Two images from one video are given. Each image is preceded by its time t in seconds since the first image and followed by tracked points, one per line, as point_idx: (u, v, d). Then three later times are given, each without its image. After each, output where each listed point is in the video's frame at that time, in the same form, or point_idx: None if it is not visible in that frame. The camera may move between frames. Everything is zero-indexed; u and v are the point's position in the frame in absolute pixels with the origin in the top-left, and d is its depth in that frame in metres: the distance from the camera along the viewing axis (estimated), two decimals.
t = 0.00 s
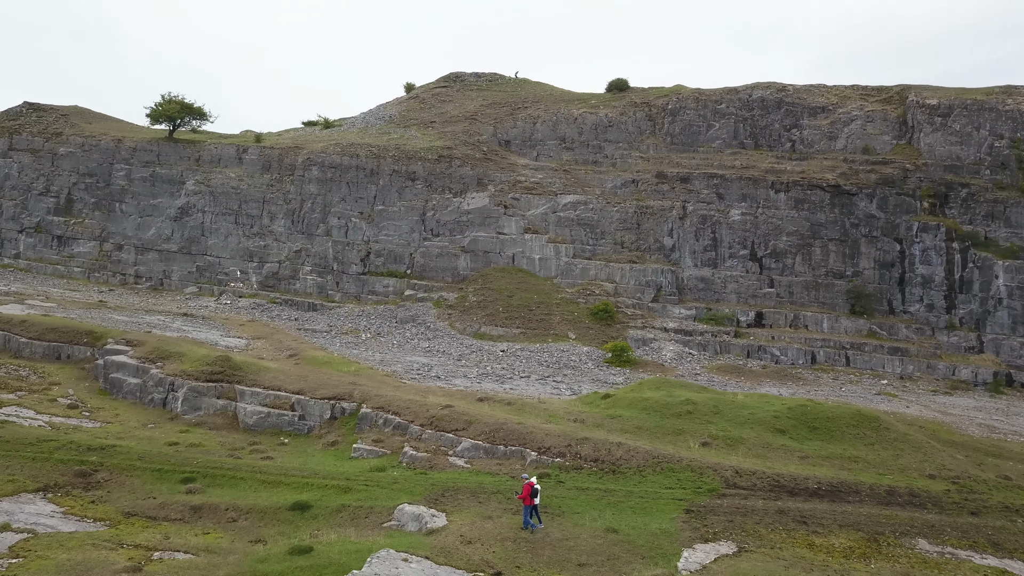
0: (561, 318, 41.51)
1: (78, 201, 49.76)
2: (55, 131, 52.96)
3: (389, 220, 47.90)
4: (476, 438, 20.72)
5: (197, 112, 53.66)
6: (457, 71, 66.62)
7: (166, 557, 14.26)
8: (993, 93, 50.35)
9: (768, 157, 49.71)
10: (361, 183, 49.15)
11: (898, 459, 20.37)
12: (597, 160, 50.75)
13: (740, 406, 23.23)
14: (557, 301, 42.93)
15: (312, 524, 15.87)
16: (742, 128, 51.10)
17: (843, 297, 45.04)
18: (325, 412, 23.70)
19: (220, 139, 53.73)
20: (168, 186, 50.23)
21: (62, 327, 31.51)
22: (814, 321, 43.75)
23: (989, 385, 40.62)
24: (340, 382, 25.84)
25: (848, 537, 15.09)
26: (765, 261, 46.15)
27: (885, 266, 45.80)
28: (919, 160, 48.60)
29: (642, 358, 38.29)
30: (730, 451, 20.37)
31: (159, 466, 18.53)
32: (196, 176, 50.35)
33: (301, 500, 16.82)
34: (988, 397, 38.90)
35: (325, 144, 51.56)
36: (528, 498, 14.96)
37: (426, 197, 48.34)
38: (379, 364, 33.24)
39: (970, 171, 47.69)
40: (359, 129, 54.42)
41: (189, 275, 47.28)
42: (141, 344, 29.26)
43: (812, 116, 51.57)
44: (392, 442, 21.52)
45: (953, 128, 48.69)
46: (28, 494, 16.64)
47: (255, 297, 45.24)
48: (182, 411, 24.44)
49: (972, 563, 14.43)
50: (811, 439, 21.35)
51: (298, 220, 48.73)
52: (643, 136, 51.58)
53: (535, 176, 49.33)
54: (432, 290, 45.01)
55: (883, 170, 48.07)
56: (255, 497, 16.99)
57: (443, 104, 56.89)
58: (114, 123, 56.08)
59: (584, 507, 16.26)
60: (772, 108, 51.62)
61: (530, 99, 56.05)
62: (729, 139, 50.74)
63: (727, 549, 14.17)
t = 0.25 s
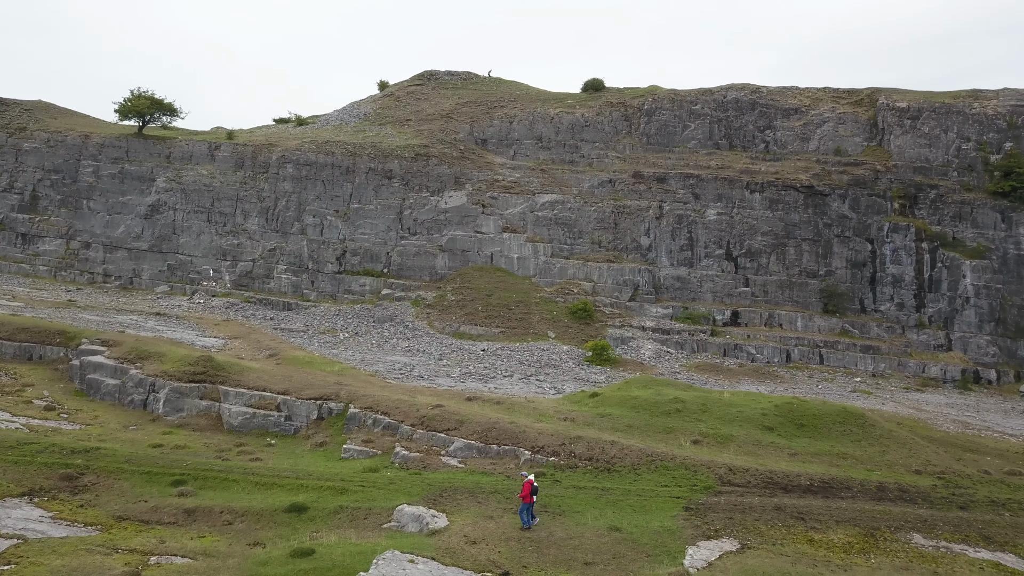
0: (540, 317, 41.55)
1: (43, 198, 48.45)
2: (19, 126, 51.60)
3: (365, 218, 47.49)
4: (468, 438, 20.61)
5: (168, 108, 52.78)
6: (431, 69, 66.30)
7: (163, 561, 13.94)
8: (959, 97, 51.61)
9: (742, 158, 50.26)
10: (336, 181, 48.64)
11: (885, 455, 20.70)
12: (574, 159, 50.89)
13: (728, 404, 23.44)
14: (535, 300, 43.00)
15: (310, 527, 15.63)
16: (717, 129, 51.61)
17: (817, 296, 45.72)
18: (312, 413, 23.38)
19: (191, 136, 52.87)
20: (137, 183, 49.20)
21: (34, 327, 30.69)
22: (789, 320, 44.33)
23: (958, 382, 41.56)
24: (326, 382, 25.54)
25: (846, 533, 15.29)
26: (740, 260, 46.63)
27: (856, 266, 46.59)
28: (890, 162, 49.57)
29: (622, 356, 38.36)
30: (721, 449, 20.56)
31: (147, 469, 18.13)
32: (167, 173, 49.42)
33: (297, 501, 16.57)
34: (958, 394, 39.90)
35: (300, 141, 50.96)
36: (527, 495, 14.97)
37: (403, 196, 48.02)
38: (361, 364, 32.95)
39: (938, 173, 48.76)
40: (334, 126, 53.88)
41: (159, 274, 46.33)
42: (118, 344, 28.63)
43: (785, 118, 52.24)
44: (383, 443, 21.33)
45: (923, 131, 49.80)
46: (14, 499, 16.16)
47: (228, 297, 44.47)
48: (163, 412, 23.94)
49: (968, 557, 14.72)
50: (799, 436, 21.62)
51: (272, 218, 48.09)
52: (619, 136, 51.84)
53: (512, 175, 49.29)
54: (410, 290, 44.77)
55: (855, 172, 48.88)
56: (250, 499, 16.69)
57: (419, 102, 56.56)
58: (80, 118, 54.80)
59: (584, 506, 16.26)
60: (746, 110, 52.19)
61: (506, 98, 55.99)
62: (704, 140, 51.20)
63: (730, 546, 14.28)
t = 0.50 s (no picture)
0: (519, 316, 41.67)
1: (6, 194, 46.99)
2: None
3: (340, 216, 47.04)
4: (460, 437, 20.55)
5: (136, 102, 51.70)
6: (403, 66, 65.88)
7: (162, 565, 13.70)
8: (926, 100, 52.82)
9: (716, 158, 50.81)
10: (311, 179, 48.11)
11: (870, 451, 21.11)
12: (550, 159, 51.00)
13: (714, 401, 23.71)
14: (514, 299, 43.10)
15: (309, 528, 15.47)
16: (691, 129, 52.10)
17: (789, 294, 46.44)
18: (298, 412, 23.11)
19: (160, 132, 51.85)
20: (105, 179, 47.87)
21: (4, 327, 29.86)
22: (762, 318, 44.95)
23: (926, 379, 42.67)
24: (311, 381, 25.28)
25: (842, 528, 15.57)
26: (715, 259, 47.13)
27: (827, 265, 47.40)
28: (859, 163, 50.51)
29: (601, 355, 38.51)
30: (711, 446, 20.80)
31: (137, 471, 17.80)
32: (136, 169, 48.21)
33: (294, 503, 16.39)
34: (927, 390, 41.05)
35: (273, 138, 50.33)
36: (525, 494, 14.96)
37: (379, 194, 47.68)
38: (341, 364, 32.68)
39: (906, 174, 49.83)
40: (307, 123, 53.28)
41: (129, 273, 45.26)
42: (94, 344, 28.00)
43: (757, 118, 52.90)
44: (373, 443, 21.18)
45: (891, 133, 50.86)
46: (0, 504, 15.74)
47: (200, 295, 43.63)
48: (145, 413, 23.49)
49: (960, 549, 15.08)
50: (785, 433, 21.96)
51: (245, 216, 47.37)
52: (594, 136, 52.08)
53: (488, 174, 49.23)
54: (387, 288, 44.53)
55: (826, 172, 49.72)
56: (245, 501, 16.47)
57: (393, 99, 56.18)
58: (44, 112, 53.38)
59: (583, 504, 16.33)
60: (719, 110, 52.76)
61: (481, 96, 55.88)
62: (678, 140, 51.67)
63: (732, 542, 14.46)
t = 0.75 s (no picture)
0: (496, 315, 41.77)
1: None
2: None
3: (314, 214, 46.52)
4: (452, 436, 20.53)
5: (102, 97, 50.51)
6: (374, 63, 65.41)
7: (162, 569, 13.48)
8: (891, 104, 54.03)
9: (689, 159, 51.35)
10: (283, 176, 47.50)
11: (853, 446, 21.55)
12: (524, 158, 51.09)
13: (699, 399, 23.98)
14: (490, 298, 43.24)
15: (307, 529, 15.33)
16: (664, 130, 52.56)
17: (760, 294, 47.17)
18: (284, 413, 22.86)
19: (127, 127, 50.72)
20: (71, 176, 46.25)
21: None
22: (735, 317, 45.56)
23: (893, 376, 43.65)
24: (295, 381, 25.01)
25: (836, 522, 15.88)
26: (688, 259, 47.62)
27: (798, 265, 48.20)
28: (828, 165, 51.45)
29: (579, 353, 38.76)
30: (699, 444, 21.05)
31: (125, 474, 17.46)
32: (103, 165, 46.81)
33: (291, 504, 16.22)
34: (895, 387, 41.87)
35: (245, 135, 49.61)
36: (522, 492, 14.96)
37: (353, 192, 47.29)
38: (321, 364, 32.39)
39: (873, 176, 50.91)
40: (279, 120, 52.62)
41: (95, 271, 44.04)
42: (68, 344, 27.32)
43: (729, 120, 53.55)
44: (362, 443, 21.05)
45: (859, 136, 51.87)
46: None
47: (170, 294, 42.67)
48: (126, 414, 23.02)
49: (949, 542, 15.47)
50: (770, 430, 22.32)
51: (216, 214, 46.54)
52: (568, 136, 52.29)
53: (463, 173, 49.15)
54: (362, 288, 44.23)
55: (796, 174, 50.56)
56: (240, 503, 16.26)
57: (365, 97, 55.73)
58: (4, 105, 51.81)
59: (581, 502, 16.43)
60: (692, 111, 53.30)
61: (454, 95, 55.73)
62: (651, 140, 52.12)
63: (732, 538, 14.67)
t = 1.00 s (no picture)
0: (476, 314, 41.87)
1: None
2: None
3: (290, 212, 45.99)
4: (446, 435, 20.49)
5: (71, 92, 49.42)
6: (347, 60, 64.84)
7: (166, 572, 13.27)
8: (861, 107, 55.09)
9: (665, 159, 51.80)
10: (259, 174, 46.91)
11: (840, 443, 21.96)
12: (502, 157, 51.11)
13: (688, 396, 24.23)
14: (470, 297, 43.27)
15: (310, 530, 15.21)
16: (640, 130, 52.92)
17: (735, 293, 47.78)
18: (273, 413, 22.62)
19: (96, 123, 49.64)
20: (38, 172, 45.18)
21: None
22: (710, 316, 46.10)
23: (865, 373, 44.58)
24: (282, 381, 24.75)
25: (833, 517, 16.19)
26: (664, 259, 48.02)
27: (772, 264, 48.91)
28: (801, 166, 52.27)
29: (560, 352, 38.92)
30: (691, 441, 21.28)
31: (118, 476, 17.15)
32: (72, 162, 45.76)
33: (291, 504, 16.07)
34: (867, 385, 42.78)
35: (219, 132, 48.89)
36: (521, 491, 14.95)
37: (330, 190, 46.86)
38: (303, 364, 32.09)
39: (844, 177, 51.86)
40: (253, 117, 51.94)
41: (64, 270, 42.92)
42: (45, 345, 26.71)
43: (704, 121, 54.09)
44: (355, 443, 20.91)
45: (830, 137, 52.75)
46: None
47: (143, 293, 41.79)
48: (110, 415, 22.60)
49: (943, 535, 15.84)
50: (759, 427, 22.64)
51: (189, 212, 45.75)
52: (545, 135, 52.40)
53: (441, 171, 49.00)
54: (339, 286, 43.86)
55: (769, 174, 51.28)
56: (239, 504, 16.07)
57: (341, 94, 55.26)
58: None
59: (582, 500, 16.52)
60: (667, 112, 53.76)
61: (430, 93, 55.52)
62: (627, 141, 52.47)
63: (735, 533, 14.87)
